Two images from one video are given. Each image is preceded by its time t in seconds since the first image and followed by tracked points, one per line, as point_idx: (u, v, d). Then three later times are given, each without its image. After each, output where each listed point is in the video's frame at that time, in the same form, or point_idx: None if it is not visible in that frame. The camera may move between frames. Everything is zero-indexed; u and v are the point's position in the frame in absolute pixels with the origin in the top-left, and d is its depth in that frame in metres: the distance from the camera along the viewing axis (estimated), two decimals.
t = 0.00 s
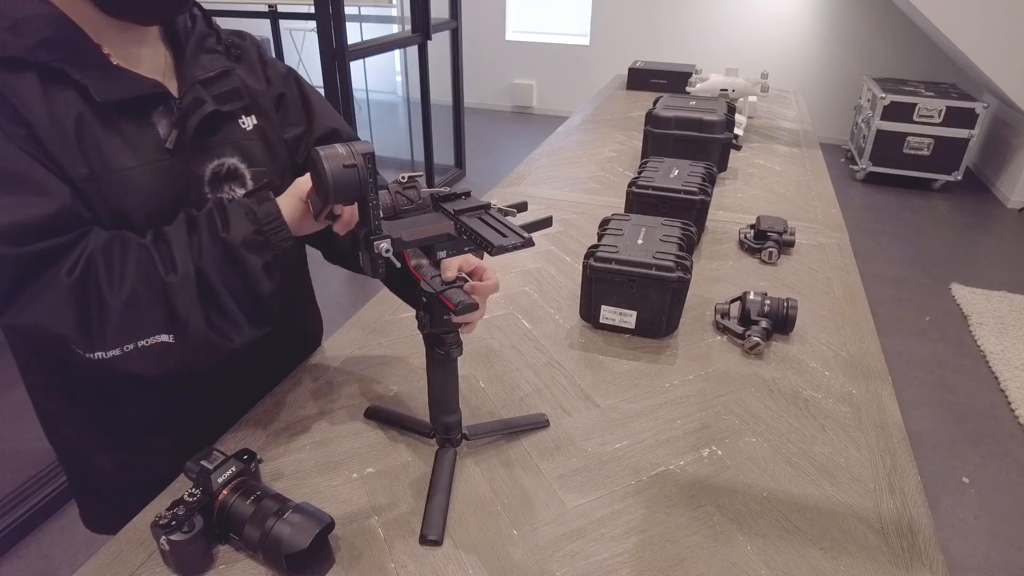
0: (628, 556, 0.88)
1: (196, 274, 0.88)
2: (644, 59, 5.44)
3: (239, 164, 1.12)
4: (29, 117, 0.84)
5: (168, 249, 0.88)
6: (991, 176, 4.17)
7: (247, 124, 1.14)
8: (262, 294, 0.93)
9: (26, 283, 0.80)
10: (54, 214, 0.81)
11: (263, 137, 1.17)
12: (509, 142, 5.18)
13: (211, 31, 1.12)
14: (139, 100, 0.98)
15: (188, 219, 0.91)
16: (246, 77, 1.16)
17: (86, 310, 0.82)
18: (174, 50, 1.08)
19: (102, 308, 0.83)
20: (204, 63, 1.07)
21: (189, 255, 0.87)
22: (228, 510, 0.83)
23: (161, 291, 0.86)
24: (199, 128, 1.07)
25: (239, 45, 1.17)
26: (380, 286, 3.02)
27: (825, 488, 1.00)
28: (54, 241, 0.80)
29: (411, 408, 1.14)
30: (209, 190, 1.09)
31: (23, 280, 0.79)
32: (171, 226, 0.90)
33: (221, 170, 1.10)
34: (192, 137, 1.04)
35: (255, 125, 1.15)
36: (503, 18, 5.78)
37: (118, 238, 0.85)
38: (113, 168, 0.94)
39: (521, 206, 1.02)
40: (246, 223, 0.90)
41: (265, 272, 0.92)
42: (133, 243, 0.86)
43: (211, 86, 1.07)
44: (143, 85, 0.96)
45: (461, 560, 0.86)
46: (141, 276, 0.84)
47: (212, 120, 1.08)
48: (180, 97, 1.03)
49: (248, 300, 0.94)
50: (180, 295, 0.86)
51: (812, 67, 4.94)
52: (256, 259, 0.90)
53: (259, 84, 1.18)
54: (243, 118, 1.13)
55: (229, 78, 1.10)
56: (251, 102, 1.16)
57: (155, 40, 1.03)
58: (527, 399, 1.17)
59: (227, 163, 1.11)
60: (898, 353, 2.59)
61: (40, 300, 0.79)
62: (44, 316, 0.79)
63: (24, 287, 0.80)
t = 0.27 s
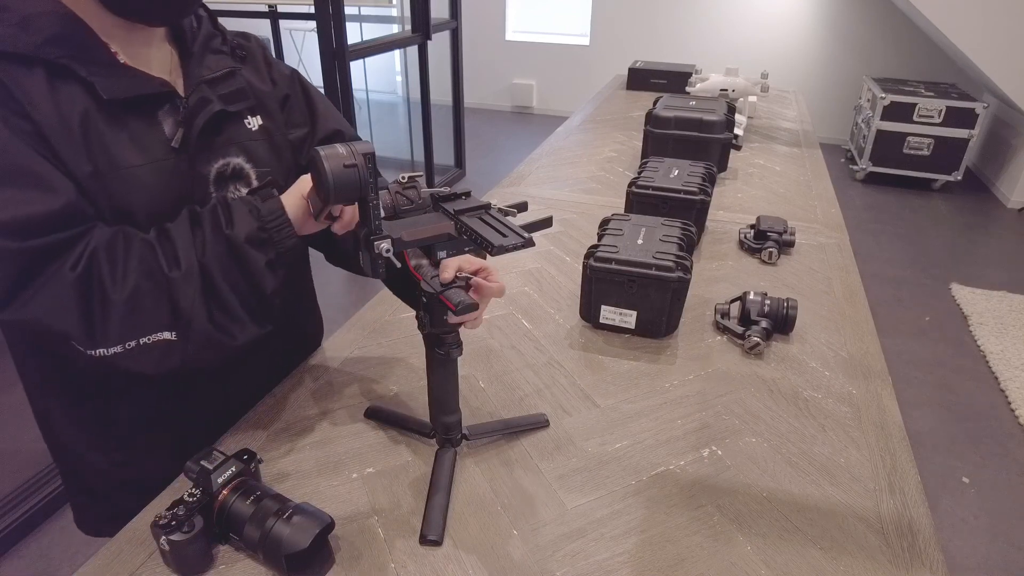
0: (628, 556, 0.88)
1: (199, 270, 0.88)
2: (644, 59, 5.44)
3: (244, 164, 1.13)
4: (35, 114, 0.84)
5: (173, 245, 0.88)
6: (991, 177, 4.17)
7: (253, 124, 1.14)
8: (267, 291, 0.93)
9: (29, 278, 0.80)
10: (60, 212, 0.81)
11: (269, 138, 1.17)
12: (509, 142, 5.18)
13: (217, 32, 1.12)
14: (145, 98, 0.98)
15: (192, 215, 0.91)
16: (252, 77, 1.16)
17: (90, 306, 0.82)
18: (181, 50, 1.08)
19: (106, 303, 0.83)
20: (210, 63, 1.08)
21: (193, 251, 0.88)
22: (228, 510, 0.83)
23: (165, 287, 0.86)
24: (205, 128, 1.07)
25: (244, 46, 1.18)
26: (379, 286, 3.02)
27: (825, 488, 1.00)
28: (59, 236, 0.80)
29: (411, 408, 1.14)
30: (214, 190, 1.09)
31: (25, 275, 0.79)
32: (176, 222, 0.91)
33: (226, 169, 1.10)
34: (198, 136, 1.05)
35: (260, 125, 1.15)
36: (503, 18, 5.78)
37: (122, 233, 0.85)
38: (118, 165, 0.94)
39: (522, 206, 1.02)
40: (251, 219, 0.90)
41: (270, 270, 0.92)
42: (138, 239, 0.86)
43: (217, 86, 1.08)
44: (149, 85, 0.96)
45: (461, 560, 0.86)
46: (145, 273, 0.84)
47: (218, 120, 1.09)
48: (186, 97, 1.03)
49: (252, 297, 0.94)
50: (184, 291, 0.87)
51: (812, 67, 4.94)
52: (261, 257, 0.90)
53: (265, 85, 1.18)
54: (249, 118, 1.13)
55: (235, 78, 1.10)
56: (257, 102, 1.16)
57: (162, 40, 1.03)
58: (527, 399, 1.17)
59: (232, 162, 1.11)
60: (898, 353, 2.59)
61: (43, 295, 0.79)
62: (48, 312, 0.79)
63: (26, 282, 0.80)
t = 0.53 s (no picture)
0: (628, 556, 0.88)
1: (202, 269, 0.88)
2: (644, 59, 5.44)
3: (247, 165, 1.13)
4: (37, 115, 0.84)
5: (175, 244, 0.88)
6: (990, 177, 4.17)
7: (255, 125, 1.14)
8: (270, 290, 0.93)
9: (31, 279, 0.80)
10: (62, 211, 0.81)
11: (271, 139, 1.17)
12: (509, 142, 5.18)
13: (218, 33, 1.13)
14: (148, 99, 0.98)
15: (193, 214, 0.91)
16: (253, 78, 1.16)
17: (93, 306, 0.83)
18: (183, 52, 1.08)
19: (109, 304, 0.83)
20: (212, 64, 1.08)
21: (195, 250, 0.88)
22: (228, 510, 0.83)
23: (167, 286, 0.86)
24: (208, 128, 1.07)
25: (245, 47, 1.18)
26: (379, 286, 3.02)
27: (825, 488, 1.00)
28: (61, 237, 0.80)
29: (411, 408, 1.14)
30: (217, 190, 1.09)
31: (28, 276, 0.79)
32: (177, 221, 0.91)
33: (229, 170, 1.10)
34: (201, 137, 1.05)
35: (263, 126, 1.15)
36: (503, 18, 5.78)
37: (124, 233, 0.85)
38: (121, 165, 0.94)
39: (522, 206, 1.02)
40: (252, 217, 0.90)
41: (272, 268, 0.92)
42: (139, 238, 0.86)
43: (219, 87, 1.08)
44: (152, 85, 0.96)
45: (461, 560, 0.86)
46: (147, 272, 0.85)
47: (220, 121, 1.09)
48: (189, 98, 1.03)
49: (255, 296, 0.94)
50: (186, 289, 0.87)
51: (812, 67, 4.94)
52: (262, 255, 0.90)
53: (266, 85, 1.18)
54: (251, 119, 1.13)
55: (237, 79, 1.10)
56: (259, 104, 1.16)
57: (164, 41, 1.03)
58: (527, 399, 1.17)
59: (235, 163, 1.11)
60: (898, 353, 2.59)
61: (46, 296, 0.79)
62: (50, 312, 0.79)
63: (29, 283, 0.80)
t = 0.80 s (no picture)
0: (628, 556, 0.88)
1: (203, 270, 0.88)
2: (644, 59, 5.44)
3: (246, 166, 1.13)
4: (36, 118, 0.84)
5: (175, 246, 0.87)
6: (990, 177, 4.18)
7: (252, 125, 1.14)
8: (271, 291, 0.93)
9: (32, 283, 0.80)
10: (60, 215, 0.81)
11: (270, 140, 1.17)
12: (509, 142, 5.18)
13: (214, 34, 1.13)
14: (146, 100, 0.98)
15: (193, 216, 0.91)
16: (250, 79, 1.16)
17: (94, 310, 0.83)
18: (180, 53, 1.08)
19: (111, 307, 0.83)
20: (209, 65, 1.08)
21: (196, 251, 0.87)
22: (228, 510, 0.83)
23: (169, 288, 0.86)
24: (206, 129, 1.07)
25: (241, 48, 1.18)
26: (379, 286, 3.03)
27: (825, 487, 1.00)
28: (61, 241, 0.80)
29: (411, 408, 1.14)
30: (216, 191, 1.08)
31: (28, 281, 0.79)
32: (177, 223, 0.90)
33: (227, 171, 1.10)
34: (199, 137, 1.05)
35: (260, 127, 1.15)
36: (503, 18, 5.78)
37: (124, 235, 0.85)
38: (120, 167, 0.94)
39: (522, 206, 1.02)
40: (252, 218, 0.90)
41: (273, 269, 0.92)
42: (139, 241, 0.86)
43: (217, 88, 1.08)
44: (150, 86, 0.97)
45: (461, 560, 0.86)
46: (147, 275, 0.85)
47: (219, 122, 1.09)
48: (187, 99, 1.04)
49: (257, 297, 0.94)
50: (187, 292, 0.87)
51: (812, 67, 4.94)
52: (263, 256, 0.90)
53: (263, 86, 1.18)
54: (248, 119, 1.13)
55: (234, 80, 1.10)
56: (257, 104, 1.16)
57: (161, 42, 1.04)
58: (527, 399, 1.17)
59: (234, 164, 1.11)
60: (898, 353, 2.59)
61: (47, 300, 0.79)
62: (52, 316, 0.79)
63: (29, 288, 0.80)
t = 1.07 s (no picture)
0: (628, 556, 0.88)
1: (202, 273, 0.88)
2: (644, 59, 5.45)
3: (243, 166, 1.13)
4: (33, 121, 0.84)
5: (174, 249, 0.87)
6: (990, 177, 4.18)
7: (248, 124, 1.14)
8: (270, 292, 0.93)
9: (31, 289, 0.80)
10: (59, 220, 0.80)
11: (264, 139, 1.18)
12: (509, 142, 5.18)
13: (207, 34, 1.13)
14: (143, 102, 0.98)
15: (191, 219, 0.91)
16: (244, 78, 1.17)
17: (95, 315, 0.82)
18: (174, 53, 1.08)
19: (111, 311, 0.83)
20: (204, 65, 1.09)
21: (195, 254, 0.87)
22: (227, 510, 0.83)
23: (169, 291, 0.86)
24: (203, 129, 1.07)
25: (235, 48, 1.18)
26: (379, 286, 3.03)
27: (825, 487, 1.00)
28: (60, 246, 0.80)
29: (410, 408, 1.14)
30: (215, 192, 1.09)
31: (28, 287, 0.79)
32: (175, 226, 0.90)
33: (225, 171, 1.11)
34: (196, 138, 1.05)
35: (255, 126, 1.16)
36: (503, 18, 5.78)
37: (122, 240, 0.85)
38: (119, 169, 0.94)
39: (522, 205, 1.02)
40: (250, 221, 0.90)
41: (272, 270, 0.92)
42: (137, 244, 0.86)
43: (212, 88, 1.08)
44: (147, 87, 0.97)
45: (461, 560, 0.86)
46: (147, 279, 0.84)
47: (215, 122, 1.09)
48: (183, 100, 1.04)
49: (256, 297, 0.94)
50: (187, 295, 0.87)
51: (812, 67, 4.94)
52: (262, 258, 0.90)
53: (257, 85, 1.19)
54: (243, 119, 1.14)
55: (228, 79, 1.11)
56: (251, 103, 1.16)
57: (154, 42, 1.04)
58: (527, 399, 1.17)
59: (231, 164, 1.11)
60: (898, 353, 2.59)
61: (48, 306, 0.79)
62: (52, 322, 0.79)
63: (28, 295, 0.80)
